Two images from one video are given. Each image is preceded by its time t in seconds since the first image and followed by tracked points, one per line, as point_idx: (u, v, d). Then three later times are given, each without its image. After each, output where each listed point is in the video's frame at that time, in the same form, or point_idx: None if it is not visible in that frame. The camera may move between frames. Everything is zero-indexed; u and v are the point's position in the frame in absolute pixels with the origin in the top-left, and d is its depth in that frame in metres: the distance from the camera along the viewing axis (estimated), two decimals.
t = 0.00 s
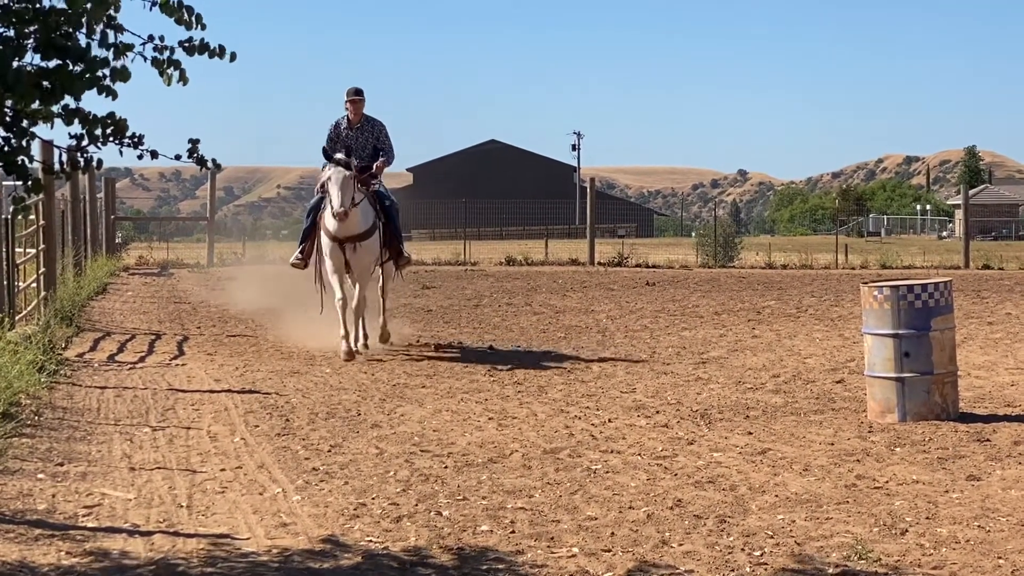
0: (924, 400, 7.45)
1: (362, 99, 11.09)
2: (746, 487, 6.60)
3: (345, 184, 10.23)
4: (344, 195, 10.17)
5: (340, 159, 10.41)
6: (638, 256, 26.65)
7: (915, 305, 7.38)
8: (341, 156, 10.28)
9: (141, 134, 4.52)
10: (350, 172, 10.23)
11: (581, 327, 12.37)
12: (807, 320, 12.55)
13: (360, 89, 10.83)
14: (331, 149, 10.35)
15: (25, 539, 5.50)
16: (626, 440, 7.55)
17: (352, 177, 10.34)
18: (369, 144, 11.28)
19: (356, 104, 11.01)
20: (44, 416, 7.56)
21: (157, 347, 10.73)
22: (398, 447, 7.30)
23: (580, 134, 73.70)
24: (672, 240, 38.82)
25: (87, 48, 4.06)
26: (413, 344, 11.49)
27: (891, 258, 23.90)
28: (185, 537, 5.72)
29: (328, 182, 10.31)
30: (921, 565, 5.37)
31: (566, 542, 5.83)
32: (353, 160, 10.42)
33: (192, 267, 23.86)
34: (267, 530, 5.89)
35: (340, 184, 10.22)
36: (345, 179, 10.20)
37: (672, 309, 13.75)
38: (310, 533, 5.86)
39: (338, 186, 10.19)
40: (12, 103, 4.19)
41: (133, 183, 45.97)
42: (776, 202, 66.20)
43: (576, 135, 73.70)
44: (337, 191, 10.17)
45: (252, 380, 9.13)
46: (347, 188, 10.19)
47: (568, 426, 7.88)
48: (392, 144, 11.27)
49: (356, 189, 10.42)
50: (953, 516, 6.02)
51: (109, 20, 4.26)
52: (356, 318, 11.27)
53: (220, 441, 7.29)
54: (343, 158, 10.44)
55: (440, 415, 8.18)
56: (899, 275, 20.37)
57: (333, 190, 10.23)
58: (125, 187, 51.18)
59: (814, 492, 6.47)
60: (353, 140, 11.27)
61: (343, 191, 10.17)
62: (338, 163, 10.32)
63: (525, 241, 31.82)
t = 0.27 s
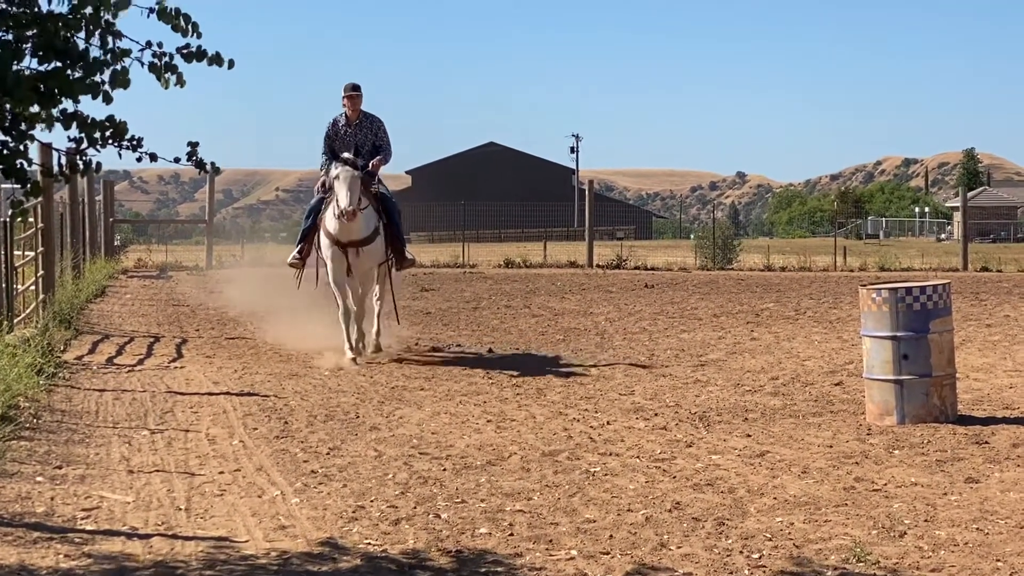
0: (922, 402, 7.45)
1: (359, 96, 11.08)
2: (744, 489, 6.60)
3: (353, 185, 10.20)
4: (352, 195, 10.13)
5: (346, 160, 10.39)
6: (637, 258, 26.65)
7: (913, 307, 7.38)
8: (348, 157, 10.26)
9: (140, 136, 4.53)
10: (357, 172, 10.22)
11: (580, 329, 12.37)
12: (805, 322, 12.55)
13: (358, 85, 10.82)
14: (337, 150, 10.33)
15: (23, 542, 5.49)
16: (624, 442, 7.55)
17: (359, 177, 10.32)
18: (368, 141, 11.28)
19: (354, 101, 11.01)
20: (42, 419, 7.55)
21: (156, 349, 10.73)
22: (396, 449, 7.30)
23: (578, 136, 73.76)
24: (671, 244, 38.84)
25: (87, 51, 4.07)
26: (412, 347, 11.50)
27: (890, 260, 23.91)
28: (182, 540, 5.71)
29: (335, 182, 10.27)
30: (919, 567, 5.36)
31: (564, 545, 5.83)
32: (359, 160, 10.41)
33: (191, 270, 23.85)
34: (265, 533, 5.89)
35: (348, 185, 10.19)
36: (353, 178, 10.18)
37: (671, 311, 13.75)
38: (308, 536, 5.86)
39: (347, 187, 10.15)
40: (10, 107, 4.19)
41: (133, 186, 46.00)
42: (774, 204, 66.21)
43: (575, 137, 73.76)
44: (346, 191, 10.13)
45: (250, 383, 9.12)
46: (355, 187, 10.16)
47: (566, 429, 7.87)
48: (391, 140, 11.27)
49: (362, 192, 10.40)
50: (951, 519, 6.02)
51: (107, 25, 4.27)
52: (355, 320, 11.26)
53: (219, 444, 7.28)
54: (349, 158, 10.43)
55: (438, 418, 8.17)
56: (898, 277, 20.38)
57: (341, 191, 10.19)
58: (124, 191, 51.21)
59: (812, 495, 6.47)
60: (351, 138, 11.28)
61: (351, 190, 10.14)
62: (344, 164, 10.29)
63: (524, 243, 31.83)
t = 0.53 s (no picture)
0: (921, 405, 7.45)
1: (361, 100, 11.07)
2: (743, 493, 6.60)
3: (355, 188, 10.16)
4: (355, 198, 10.09)
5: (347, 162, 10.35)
6: (636, 261, 26.66)
7: (912, 310, 7.38)
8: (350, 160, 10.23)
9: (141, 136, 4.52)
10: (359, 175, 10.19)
11: (578, 332, 12.37)
12: (804, 325, 12.54)
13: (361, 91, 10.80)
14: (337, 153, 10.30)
15: (21, 546, 5.49)
16: (623, 445, 7.55)
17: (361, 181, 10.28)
18: (368, 147, 11.28)
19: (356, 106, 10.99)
20: (40, 422, 7.55)
21: (154, 352, 10.72)
22: (395, 453, 7.30)
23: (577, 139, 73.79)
24: (670, 246, 38.85)
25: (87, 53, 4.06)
26: (411, 351, 11.49)
27: (889, 263, 23.91)
28: (181, 544, 5.71)
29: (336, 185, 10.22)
30: (918, 570, 5.36)
31: (563, 548, 5.83)
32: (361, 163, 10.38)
33: (189, 273, 23.84)
34: (264, 537, 5.89)
35: (350, 188, 10.14)
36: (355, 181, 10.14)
37: (670, 314, 13.75)
38: (307, 539, 5.86)
39: (349, 191, 10.10)
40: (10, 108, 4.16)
41: (132, 189, 46.01)
42: (773, 207, 66.21)
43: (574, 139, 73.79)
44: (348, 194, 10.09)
45: (249, 386, 9.12)
46: (357, 189, 10.11)
47: (565, 432, 7.87)
48: (392, 149, 11.28)
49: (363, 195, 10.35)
50: (950, 522, 6.02)
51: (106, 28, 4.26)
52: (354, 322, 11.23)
53: (217, 447, 7.28)
54: (350, 161, 10.39)
55: (437, 421, 8.17)
56: (896, 280, 20.38)
57: (344, 194, 10.14)
58: (123, 194, 51.23)
59: (811, 498, 6.47)
60: (352, 143, 11.27)
61: (353, 193, 10.09)
62: (346, 167, 10.25)
63: (522, 247, 31.84)
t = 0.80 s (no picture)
0: (919, 408, 7.44)
1: (363, 100, 11.06)
2: (741, 496, 6.60)
3: (353, 189, 10.11)
4: (354, 198, 10.04)
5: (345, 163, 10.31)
6: (635, 264, 26.67)
7: (910, 313, 7.37)
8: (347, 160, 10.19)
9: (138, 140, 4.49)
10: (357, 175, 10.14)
11: (577, 335, 12.37)
12: (802, 329, 12.54)
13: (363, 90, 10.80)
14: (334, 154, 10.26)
15: (19, 550, 5.49)
16: (621, 449, 7.55)
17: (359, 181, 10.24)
18: (368, 147, 11.28)
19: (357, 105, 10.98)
20: (38, 426, 7.55)
21: (153, 356, 10.72)
22: (393, 456, 7.29)
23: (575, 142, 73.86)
24: (668, 251, 38.87)
25: (83, 57, 4.04)
26: (409, 354, 11.49)
27: (887, 267, 23.92)
28: (179, 548, 5.71)
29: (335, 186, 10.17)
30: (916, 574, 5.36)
31: (561, 552, 5.83)
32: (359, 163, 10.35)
33: (187, 277, 23.84)
34: (262, 540, 5.88)
35: (348, 188, 10.10)
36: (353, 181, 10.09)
37: (668, 318, 13.75)
38: (305, 543, 5.85)
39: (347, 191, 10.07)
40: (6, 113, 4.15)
41: (130, 192, 46.03)
42: (772, 210, 66.22)
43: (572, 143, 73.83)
44: (347, 194, 10.03)
45: (247, 389, 9.12)
46: (356, 189, 10.06)
47: (563, 436, 7.87)
48: (391, 150, 11.31)
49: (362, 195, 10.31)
50: (949, 525, 6.01)
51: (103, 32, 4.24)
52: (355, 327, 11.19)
53: (215, 451, 7.28)
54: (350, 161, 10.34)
55: (435, 424, 8.17)
56: (895, 284, 20.38)
57: (343, 195, 10.10)
58: (121, 198, 51.26)
59: (809, 502, 6.46)
60: (351, 142, 11.27)
61: (352, 193, 10.04)
62: (344, 168, 10.21)
63: (521, 250, 31.84)
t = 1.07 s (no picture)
0: (918, 412, 7.44)
1: (355, 105, 11.07)
2: (740, 500, 6.60)
3: (352, 202, 10.09)
4: (352, 214, 10.02)
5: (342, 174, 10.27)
6: (633, 268, 26.68)
7: (908, 316, 7.37)
8: (346, 173, 10.14)
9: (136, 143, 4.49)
10: (355, 189, 10.11)
11: (575, 339, 12.37)
12: (801, 332, 12.54)
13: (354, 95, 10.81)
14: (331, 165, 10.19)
15: (17, 554, 5.48)
16: (619, 452, 7.55)
17: (357, 194, 10.21)
18: (363, 152, 11.27)
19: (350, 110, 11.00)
20: (36, 429, 7.54)
21: (151, 360, 10.73)
22: (391, 460, 7.29)
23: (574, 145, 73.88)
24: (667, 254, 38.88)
25: (80, 59, 4.03)
26: (407, 358, 11.50)
27: (886, 270, 23.93)
28: (177, 551, 5.71)
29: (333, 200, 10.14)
30: None
31: (559, 556, 5.83)
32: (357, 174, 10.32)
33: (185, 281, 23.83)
34: (261, 544, 5.88)
35: (347, 202, 10.08)
36: (351, 196, 10.06)
37: (666, 321, 13.76)
38: (303, 547, 5.85)
39: (347, 206, 10.03)
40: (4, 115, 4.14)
41: (128, 196, 46.05)
42: (770, 214, 66.26)
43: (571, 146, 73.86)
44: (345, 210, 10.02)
45: (245, 393, 9.12)
46: (354, 205, 10.04)
47: (561, 439, 7.87)
48: (387, 152, 11.27)
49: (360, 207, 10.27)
50: (946, 529, 6.02)
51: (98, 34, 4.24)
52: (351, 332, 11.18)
53: (214, 454, 7.28)
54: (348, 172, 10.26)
55: (434, 428, 8.17)
56: (893, 287, 20.40)
57: (343, 209, 10.06)
58: (120, 201, 51.27)
59: (808, 505, 6.47)
60: (346, 149, 11.28)
61: (351, 208, 10.02)
62: (342, 180, 10.17)
63: (519, 254, 31.85)
